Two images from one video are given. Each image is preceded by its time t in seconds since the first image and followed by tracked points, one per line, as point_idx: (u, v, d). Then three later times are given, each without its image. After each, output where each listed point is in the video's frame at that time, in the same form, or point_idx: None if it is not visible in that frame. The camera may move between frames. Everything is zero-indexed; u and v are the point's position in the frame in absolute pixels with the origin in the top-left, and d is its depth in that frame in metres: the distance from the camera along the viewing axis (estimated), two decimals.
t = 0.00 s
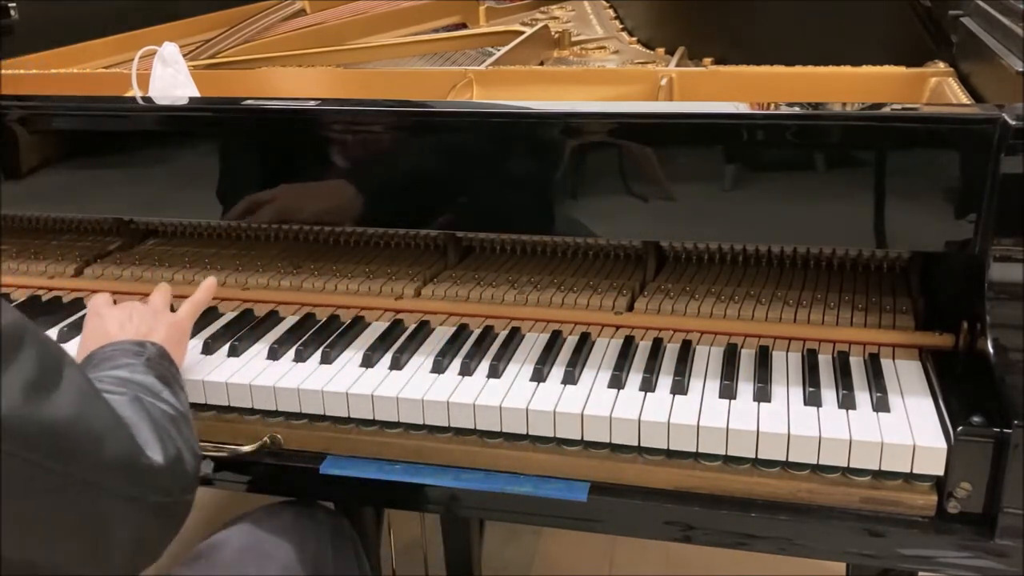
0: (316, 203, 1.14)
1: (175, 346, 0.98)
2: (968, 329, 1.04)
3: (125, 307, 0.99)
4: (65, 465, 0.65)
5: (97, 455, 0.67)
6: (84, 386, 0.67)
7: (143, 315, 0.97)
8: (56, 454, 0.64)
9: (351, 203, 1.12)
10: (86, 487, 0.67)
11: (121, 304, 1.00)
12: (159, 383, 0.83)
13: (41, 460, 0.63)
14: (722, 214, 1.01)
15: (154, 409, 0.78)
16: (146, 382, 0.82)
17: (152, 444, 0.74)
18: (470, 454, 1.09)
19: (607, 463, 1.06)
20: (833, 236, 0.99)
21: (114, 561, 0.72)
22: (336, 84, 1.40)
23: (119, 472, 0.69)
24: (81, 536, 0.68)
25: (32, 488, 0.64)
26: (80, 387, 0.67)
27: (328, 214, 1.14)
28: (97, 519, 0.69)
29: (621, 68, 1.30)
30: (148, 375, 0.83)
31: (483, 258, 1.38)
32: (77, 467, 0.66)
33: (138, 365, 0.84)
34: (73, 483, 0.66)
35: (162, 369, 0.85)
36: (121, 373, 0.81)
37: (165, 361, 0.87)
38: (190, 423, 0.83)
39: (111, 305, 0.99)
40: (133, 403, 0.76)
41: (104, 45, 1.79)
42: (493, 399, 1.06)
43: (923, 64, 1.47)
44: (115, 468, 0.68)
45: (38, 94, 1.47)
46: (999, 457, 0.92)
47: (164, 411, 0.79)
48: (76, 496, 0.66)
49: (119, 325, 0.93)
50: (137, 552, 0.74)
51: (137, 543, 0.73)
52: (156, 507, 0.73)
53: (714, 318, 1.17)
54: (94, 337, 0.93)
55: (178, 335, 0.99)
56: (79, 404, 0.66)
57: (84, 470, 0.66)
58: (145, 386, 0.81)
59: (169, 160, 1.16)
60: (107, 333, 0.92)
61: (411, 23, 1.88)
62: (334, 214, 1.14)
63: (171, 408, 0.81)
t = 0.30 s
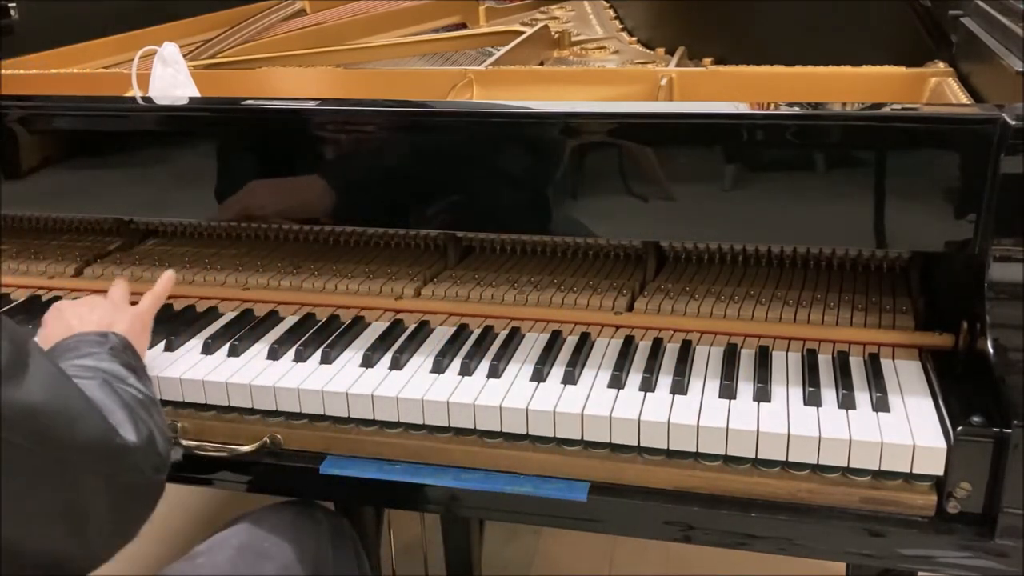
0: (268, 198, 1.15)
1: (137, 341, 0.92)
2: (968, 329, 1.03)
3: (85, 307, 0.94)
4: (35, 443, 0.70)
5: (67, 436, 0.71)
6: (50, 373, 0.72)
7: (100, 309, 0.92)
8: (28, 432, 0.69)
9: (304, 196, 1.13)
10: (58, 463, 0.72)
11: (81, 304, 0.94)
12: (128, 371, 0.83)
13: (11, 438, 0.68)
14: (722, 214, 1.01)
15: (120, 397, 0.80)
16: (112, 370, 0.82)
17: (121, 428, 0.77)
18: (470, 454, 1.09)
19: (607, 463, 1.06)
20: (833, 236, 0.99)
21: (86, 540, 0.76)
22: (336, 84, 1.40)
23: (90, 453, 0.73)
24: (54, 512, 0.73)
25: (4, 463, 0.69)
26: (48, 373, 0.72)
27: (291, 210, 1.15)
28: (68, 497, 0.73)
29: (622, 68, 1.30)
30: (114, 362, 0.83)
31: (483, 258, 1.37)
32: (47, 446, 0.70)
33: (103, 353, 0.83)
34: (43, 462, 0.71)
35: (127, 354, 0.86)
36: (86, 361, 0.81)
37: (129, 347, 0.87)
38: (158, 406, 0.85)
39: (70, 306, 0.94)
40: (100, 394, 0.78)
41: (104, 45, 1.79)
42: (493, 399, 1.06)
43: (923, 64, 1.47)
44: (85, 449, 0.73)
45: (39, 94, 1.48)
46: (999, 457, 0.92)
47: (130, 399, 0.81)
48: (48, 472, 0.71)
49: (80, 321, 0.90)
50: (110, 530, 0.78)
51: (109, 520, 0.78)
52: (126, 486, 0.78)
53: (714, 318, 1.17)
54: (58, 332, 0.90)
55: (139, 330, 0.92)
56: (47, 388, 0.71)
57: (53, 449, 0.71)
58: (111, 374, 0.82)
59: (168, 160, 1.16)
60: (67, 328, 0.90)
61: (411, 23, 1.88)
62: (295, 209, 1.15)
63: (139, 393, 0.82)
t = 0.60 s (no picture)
0: (244, 200, 1.16)
1: (108, 340, 1.02)
2: (968, 329, 1.03)
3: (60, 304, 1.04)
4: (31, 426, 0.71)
5: (57, 419, 0.73)
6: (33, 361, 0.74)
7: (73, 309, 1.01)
8: (21, 415, 0.70)
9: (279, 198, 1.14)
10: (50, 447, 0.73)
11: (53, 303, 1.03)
12: (96, 365, 0.87)
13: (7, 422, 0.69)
14: (722, 214, 1.01)
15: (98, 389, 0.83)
16: (86, 366, 0.86)
17: (103, 416, 0.80)
18: (470, 454, 1.09)
19: (607, 463, 1.06)
20: (834, 236, 0.99)
21: (76, 528, 0.77)
22: (336, 84, 1.40)
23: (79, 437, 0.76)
24: (44, 500, 0.73)
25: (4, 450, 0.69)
26: (30, 361, 0.73)
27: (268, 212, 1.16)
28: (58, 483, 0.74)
29: (621, 68, 1.30)
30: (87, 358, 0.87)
31: (483, 258, 1.37)
32: (41, 429, 0.72)
33: (74, 351, 0.87)
34: (36, 447, 0.72)
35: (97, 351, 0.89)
36: (61, 359, 0.85)
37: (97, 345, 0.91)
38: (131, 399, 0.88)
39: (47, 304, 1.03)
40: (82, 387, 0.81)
41: (104, 45, 1.79)
42: (493, 400, 1.06)
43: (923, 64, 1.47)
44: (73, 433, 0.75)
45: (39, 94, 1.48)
46: (1000, 457, 0.92)
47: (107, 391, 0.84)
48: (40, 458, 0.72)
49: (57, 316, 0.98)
50: (95, 521, 0.79)
51: (93, 510, 0.78)
52: (108, 475, 0.79)
53: (714, 318, 1.17)
54: (31, 326, 0.98)
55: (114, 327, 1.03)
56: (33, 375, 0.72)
57: (46, 432, 0.72)
58: (85, 370, 0.85)
59: (168, 160, 1.16)
60: (41, 323, 0.97)
61: (411, 23, 1.88)
62: (270, 212, 1.16)
63: (113, 386, 0.86)
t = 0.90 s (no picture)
0: (245, 200, 1.16)
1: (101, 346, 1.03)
2: (968, 329, 1.03)
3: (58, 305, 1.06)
4: (23, 419, 0.71)
5: (51, 413, 0.74)
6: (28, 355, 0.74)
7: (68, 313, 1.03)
8: (17, 411, 0.70)
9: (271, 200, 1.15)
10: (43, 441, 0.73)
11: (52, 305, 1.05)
12: (90, 363, 0.87)
13: None
14: (722, 214, 1.01)
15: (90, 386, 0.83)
16: (79, 364, 0.86)
17: (96, 411, 0.81)
18: (470, 454, 1.09)
19: (607, 463, 1.06)
20: (834, 236, 0.99)
21: (68, 525, 0.77)
22: (336, 84, 1.40)
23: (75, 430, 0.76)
24: (42, 497, 0.73)
25: None
26: (23, 355, 0.73)
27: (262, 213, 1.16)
28: (54, 479, 0.74)
29: (621, 68, 1.30)
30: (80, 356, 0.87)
31: (483, 258, 1.37)
32: (32, 424, 0.72)
33: (65, 348, 0.87)
34: (32, 442, 0.72)
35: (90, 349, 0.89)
36: (53, 358, 0.85)
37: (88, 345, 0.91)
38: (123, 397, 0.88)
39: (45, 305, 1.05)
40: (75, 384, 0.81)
41: (104, 46, 1.79)
42: (493, 400, 1.06)
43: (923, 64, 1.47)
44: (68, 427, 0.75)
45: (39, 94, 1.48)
46: (1000, 457, 0.92)
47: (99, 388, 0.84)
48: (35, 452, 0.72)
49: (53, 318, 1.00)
50: (87, 518, 0.79)
51: (88, 507, 0.78)
52: (102, 470, 0.80)
53: (714, 318, 1.17)
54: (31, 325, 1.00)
55: (110, 332, 1.05)
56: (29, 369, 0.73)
57: (42, 426, 0.73)
58: (78, 368, 0.85)
59: (168, 160, 1.16)
60: (39, 323, 0.99)
61: (411, 23, 1.88)
62: (268, 212, 1.16)
63: (106, 383, 0.86)
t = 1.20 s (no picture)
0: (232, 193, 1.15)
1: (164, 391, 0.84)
2: (968, 329, 1.03)
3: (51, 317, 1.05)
4: None
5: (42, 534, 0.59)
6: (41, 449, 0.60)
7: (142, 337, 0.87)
8: None
9: (256, 193, 1.15)
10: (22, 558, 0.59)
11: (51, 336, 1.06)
12: (136, 449, 0.71)
13: None
14: (722, 214, 1.01)
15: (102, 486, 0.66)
16: (125, 451, 0.70)
17: (107, 531, 0.64)
18: (470, 454, 1.09)
19: (607, 463, 1.06)
20: (834, 236, 0.99)
21: None
22: (336, 84, 1.40)
23: (54, 553, 0.60)
24: None
25: None
26: (37, 458, 0.59)
27: (246, 209, 1.16)
28: None
29: (622, 69, 1.30)
30: (127, 441, 0.71)
31: (483, 258, 1.37)
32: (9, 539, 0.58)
33: (116, 427, 0.71)
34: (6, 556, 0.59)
35: (153, 431, 0.75)
36: (81, 440, 0.68)
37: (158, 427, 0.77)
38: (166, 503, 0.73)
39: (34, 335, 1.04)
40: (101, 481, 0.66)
41: (104, 46, 1.79)
42: (493, 399, 1.06)
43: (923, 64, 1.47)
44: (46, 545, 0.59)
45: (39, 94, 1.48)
46: (1000, 457, 0.92)
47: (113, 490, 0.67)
48: (8, 563, 0.59)
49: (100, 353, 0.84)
50: None
51: None
52: None
53: (715, 318, 1.17)
54: (81, 366, 0.83)
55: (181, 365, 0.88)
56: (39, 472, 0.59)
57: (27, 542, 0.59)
58: (122, 453, 0.70)
59: (168, 160, 1.16)
60: (91, 365, 0.82)
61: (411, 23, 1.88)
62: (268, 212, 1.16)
63: (138, 486, 0.69)
